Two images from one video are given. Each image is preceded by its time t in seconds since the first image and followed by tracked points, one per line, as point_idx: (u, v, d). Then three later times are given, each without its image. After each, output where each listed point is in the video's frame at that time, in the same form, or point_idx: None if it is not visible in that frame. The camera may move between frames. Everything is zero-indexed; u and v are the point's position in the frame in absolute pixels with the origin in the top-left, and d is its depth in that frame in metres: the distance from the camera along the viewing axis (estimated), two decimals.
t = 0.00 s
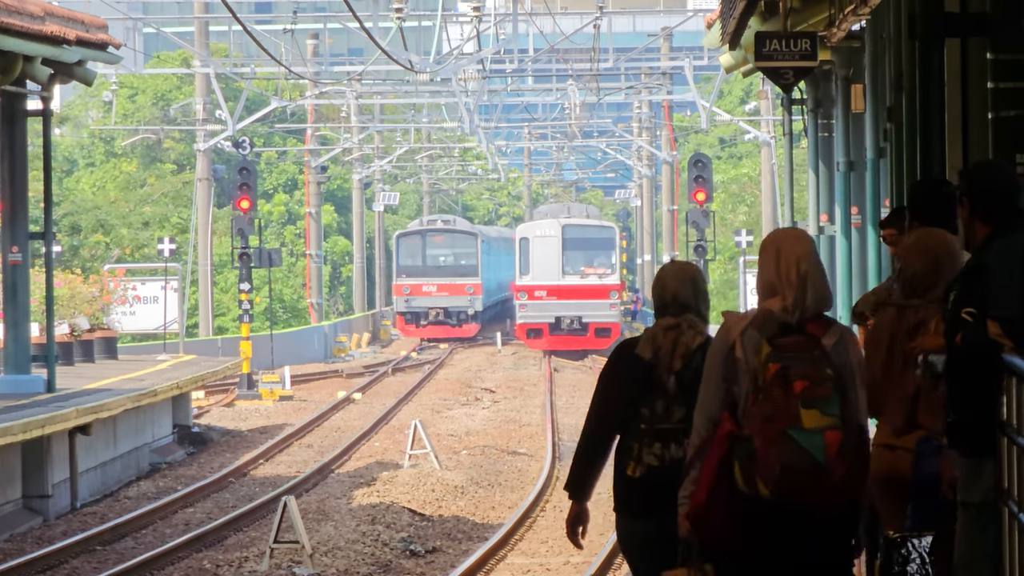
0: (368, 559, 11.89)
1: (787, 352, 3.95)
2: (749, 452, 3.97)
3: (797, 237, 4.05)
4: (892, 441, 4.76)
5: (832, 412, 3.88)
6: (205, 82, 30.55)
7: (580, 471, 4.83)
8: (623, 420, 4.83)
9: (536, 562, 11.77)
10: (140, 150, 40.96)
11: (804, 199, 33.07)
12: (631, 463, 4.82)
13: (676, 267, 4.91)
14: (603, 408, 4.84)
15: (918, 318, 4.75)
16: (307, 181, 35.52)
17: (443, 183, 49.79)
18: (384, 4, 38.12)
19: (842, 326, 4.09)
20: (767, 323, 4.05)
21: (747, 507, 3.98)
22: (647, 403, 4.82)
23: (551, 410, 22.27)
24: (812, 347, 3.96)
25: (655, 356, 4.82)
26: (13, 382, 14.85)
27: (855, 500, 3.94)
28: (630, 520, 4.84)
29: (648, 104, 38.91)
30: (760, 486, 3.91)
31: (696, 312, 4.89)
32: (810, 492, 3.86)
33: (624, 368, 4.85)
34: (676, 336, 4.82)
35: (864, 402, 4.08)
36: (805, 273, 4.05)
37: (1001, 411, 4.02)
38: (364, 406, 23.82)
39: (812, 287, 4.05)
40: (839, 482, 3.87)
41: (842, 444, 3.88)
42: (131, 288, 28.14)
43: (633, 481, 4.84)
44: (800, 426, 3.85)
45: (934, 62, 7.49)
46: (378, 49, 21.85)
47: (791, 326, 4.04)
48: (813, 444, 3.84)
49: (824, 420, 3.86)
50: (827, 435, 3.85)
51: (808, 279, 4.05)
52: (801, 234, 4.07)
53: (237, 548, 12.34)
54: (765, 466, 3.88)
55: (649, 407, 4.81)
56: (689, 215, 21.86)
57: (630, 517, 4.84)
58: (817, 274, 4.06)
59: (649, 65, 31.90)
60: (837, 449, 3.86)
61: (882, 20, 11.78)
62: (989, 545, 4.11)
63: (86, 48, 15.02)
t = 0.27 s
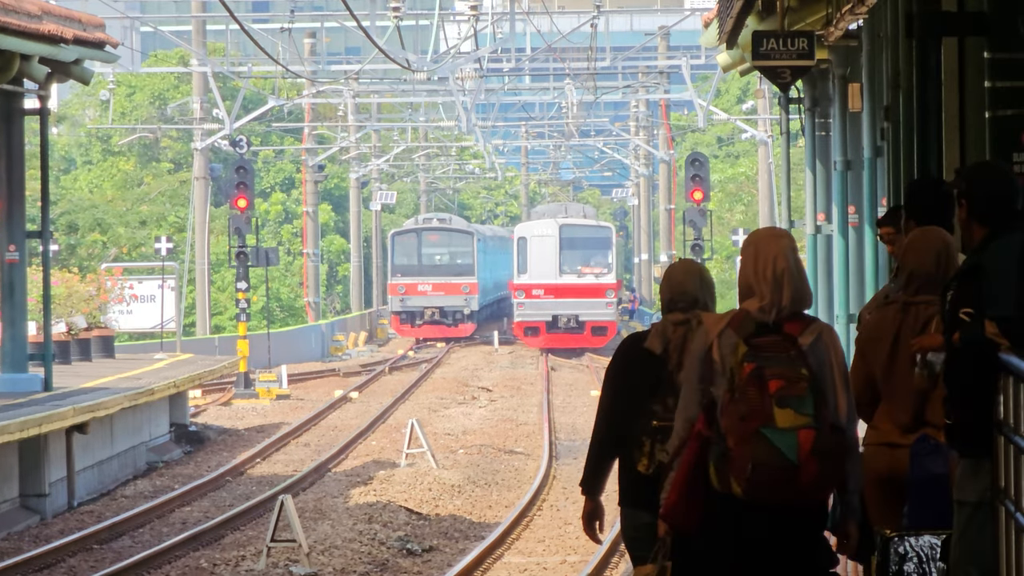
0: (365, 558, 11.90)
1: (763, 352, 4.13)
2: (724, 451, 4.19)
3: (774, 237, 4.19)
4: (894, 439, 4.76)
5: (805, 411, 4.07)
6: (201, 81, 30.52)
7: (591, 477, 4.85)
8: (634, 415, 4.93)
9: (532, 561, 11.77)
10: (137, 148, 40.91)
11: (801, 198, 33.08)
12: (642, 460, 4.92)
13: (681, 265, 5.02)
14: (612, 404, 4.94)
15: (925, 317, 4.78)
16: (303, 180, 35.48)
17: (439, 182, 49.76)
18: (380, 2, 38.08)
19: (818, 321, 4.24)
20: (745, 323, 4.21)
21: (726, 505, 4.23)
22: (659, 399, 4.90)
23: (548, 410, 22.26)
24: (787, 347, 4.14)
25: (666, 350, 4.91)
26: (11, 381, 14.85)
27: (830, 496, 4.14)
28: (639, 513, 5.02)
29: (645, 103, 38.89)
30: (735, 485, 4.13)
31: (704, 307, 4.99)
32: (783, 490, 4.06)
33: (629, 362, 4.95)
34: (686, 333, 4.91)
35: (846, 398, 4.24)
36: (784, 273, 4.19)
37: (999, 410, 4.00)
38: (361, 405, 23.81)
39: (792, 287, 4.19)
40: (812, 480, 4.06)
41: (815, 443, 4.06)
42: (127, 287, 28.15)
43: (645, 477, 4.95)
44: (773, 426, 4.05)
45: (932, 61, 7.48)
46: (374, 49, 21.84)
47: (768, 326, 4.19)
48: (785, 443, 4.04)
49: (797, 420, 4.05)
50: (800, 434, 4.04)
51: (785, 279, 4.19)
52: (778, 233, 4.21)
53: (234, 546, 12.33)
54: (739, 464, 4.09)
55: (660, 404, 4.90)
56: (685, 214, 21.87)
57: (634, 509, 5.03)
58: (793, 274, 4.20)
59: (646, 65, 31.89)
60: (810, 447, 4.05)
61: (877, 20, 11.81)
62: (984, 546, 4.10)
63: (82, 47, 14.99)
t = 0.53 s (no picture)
0: (365, 557, 11.90)
1: (758, 357, 4.14)
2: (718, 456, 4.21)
3: (776, 239, 4.19)
4: (891, 437, 4.78)
5: (797, 418, 4.08)
6: (201, 80, 30.53)
7: (594, 471, 4.96)
8: (644, 410, 5.02)
9: (533, 560, 11.77)
10: (137, 147, 40.92)
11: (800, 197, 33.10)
12: (657, 453, 4.95)
13: (683, 263, 5.11)
14: (618, 400, 5.04)
15: (921, 315, 4.80)
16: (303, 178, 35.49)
17: (439, 181, 49.76)
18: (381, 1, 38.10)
19: (816, 325, 4.24)
20: (743, 327, 4.23)
21: (717, 509, 4.27)
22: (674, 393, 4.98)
23: (547, 408, 22.27)
24: (782, 351, 4.15)
25: (675, 345, 5.00)
26: (10, 380, 14.76)
27: (820, 502, 4.17)
28: (639, 509, 5.06)
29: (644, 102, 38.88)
30: (727, 491, 4.16)
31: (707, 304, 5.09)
32: (773, 497, 4.09)
33: (633, 359, 5.04)
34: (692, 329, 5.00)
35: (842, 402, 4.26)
36: (781, 277, 4.20)
37: (999, 409, 3.97)
38: (360, 403, 23.83)
39: (791, 290, 4.20)
40: (802, 487, 4.09)
41: (805, 450, 4.08)
42: (127, 285, 28.21)
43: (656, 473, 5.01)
44: (764, 433, 4.06)
45: (931, 60, 7.48)
46: (374, 47, 21.84)
47: (764, 329, 4.21)
48: (776, 451, 4.06)
49: (788, 427, 4.06)
50: (791, 442, 4.06)
51: (784, 284, 4.20)
52: (779, 235, 4.20)
53: (234, 545, 12.34)
54: (731, 470, 4.12)
55: (670, 401, 4.98)
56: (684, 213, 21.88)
57: (633, 506, 5.08)
58: (792, 278, 4.20)
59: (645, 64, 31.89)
60: (800, 455, 4.07)
61: (878, 19, 11.81)
62: (986, 544, 4.10)
63: (83, 46, 15.00)
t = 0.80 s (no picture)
0: (365, 557, 11.90)
1: (758, 352, 4.14)
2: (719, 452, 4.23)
3: (777, 236, 4.20)
4: (889, 437, 4.80)
5: (796, 412, 4.07)
6: (202, 80, 30.53)
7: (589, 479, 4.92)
8: (633, 419, 4.96)
9: (534, 560, 11.76)
10: (138, 146, 40.92)
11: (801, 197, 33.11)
12: (651, 464, 4.88)
13: (671, 269, 5.05)
14: (607, 408, 4.98)
15: (919, 313, 4.76)
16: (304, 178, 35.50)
17: (440, 180, 49.78)
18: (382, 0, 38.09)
19: (816, 322, 4.28)
20: (744, 323, 4.27)
21: (720, 506, 4.28)
22: (662, 405, 4.91)
23: (548, 408, 22.28)
24: (783, 346, 4.16)
25: (667, 354, 4.93)
26: (12, 379, 14.78)
27: (820, 496, 4.17)
28: (633, 516, 5.00)
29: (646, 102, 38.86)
30: (728, 486, 4.17)
31: (694, 310, 5.04)
32: (772, 491, 4.10)
33: (622, 367, 4.99)
34: (682, 337, 4.94)
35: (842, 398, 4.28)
36: (780, 275, 4.21)
37: (1000, 408, 3.98)
38: (362, 403, 23.84)
39: (790, 287, 4.22)
40: (801, 480, 4.09)
41: (804, 444, 4.08)
42: (128, 285, 28.30)
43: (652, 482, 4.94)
44: (763, 427, 4.07)
45: (932, 59, 7.48)
46: (375, 47, 21.83)
47: (766, 325, 4.24)
48: (775, 445, 4.06)
49: (787, 421, 4.06)
50: (789, 436, 4.06)
51: (784, 283, 4.22)
52: (779, 233, 4.22)
53: (234, 545, 12.34)
54: (731, 465, 4.14)
55: (662, 409, 4.91)
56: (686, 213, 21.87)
57: (627, 512, 5.02)
58: (792, 275, 4.22)
59: (646, 63, 31.86)
60: (799, 448, 4.07)
61: (879, 18, 11.77)
62: (989, 540, 4.14)
63: (84, 46, 14.99)
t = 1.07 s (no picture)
0: (367, 556, 11.90)
1: (753, 353, 4.24)
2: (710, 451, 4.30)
3: (773, 238, 4.26)
4: (889, 436, 4.79)
5: (787, 411, 4.16)
6: (204, 79, 30.44)
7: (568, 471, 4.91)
8: (616, 417, 4.95)
9: (535, 559, 11.77)
10: (140, 146, 40.87)
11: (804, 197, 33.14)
12: (628, 461, 4.90)
13: (651, 267, 5.03)
14: (592, 406, 4.97)
15: (921, 313, 4.76)
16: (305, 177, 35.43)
17: (442, 180, 49.73)
18: None
19: (812, 323, 4.33)
20: (738, 324, 4.30)
21: (714, 507, 4.32)
22: (646, 400, 4.93)
23: (550, 407, 22.27)
24: (778, 347, 4.24)
25: (645, 353, 4.94)
26: (13, 378, 14.78)
27: (812, 494, 4.24)
28: (614, 511, 4.94)
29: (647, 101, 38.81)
30: (719, 485, 4.24)
31: (679, 310, 5.02)
32: (763, 488, 4.16)
33: (606, 367, 4.97)
34: (664, 333, 4.95)
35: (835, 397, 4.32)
36: (774, 277, 4.27)
37: (1000, 407, 3.98)
38: (363, 402, 23.83)
39: (785, 289, 4.27)
40: (792, 478, 4.16)
41: (795, 443, 4.16)
42: (129, 284, 28.26)
43: (633, 479, 4.91)
44: (755, 426, 4.15)
45: (933, 58, 7.49)
46: (376, 47, 21.80)
47: (761, 326, 4.30)
48: (765, 443, 4.14)
49: (778, 420, 4.15)
50: (780, 434, 4.14)
51: (780, 284, 4.27)
52: (777, 235, 4.27)
53: (236, 544, 12.34)
54: (722, 465, 4.19)
55: (647, 406, 4.92)
56: (688, 213, 21.85)
57: (609, 508, 4.96)
58: (787, 277, 4.27)
59: (648, 63, 31.81)
60: (789, 446, 4.15)
61: (880, 17, 11.72)
62: (989, 538, 4.17)
63: (85, 45, 14.97)
